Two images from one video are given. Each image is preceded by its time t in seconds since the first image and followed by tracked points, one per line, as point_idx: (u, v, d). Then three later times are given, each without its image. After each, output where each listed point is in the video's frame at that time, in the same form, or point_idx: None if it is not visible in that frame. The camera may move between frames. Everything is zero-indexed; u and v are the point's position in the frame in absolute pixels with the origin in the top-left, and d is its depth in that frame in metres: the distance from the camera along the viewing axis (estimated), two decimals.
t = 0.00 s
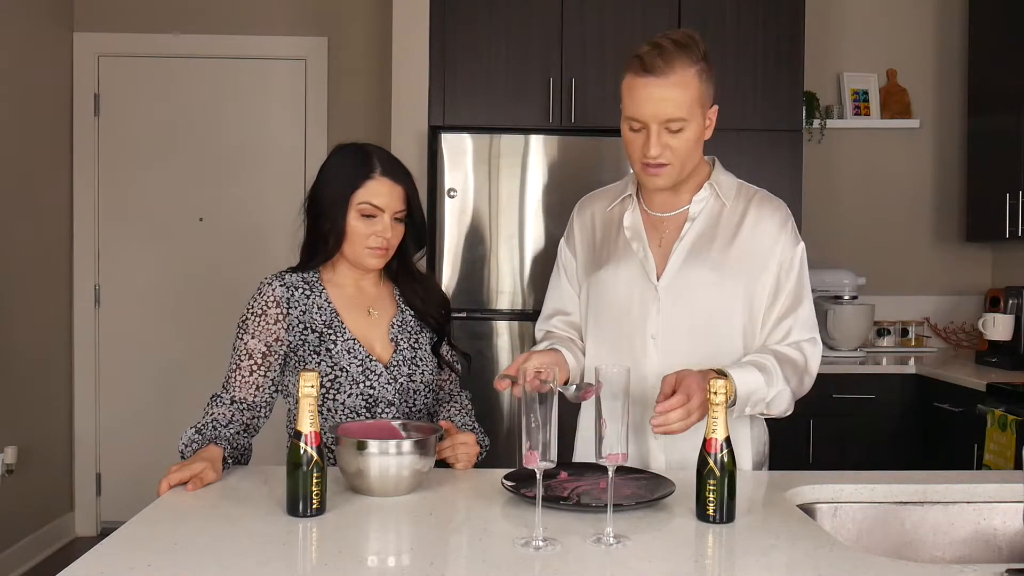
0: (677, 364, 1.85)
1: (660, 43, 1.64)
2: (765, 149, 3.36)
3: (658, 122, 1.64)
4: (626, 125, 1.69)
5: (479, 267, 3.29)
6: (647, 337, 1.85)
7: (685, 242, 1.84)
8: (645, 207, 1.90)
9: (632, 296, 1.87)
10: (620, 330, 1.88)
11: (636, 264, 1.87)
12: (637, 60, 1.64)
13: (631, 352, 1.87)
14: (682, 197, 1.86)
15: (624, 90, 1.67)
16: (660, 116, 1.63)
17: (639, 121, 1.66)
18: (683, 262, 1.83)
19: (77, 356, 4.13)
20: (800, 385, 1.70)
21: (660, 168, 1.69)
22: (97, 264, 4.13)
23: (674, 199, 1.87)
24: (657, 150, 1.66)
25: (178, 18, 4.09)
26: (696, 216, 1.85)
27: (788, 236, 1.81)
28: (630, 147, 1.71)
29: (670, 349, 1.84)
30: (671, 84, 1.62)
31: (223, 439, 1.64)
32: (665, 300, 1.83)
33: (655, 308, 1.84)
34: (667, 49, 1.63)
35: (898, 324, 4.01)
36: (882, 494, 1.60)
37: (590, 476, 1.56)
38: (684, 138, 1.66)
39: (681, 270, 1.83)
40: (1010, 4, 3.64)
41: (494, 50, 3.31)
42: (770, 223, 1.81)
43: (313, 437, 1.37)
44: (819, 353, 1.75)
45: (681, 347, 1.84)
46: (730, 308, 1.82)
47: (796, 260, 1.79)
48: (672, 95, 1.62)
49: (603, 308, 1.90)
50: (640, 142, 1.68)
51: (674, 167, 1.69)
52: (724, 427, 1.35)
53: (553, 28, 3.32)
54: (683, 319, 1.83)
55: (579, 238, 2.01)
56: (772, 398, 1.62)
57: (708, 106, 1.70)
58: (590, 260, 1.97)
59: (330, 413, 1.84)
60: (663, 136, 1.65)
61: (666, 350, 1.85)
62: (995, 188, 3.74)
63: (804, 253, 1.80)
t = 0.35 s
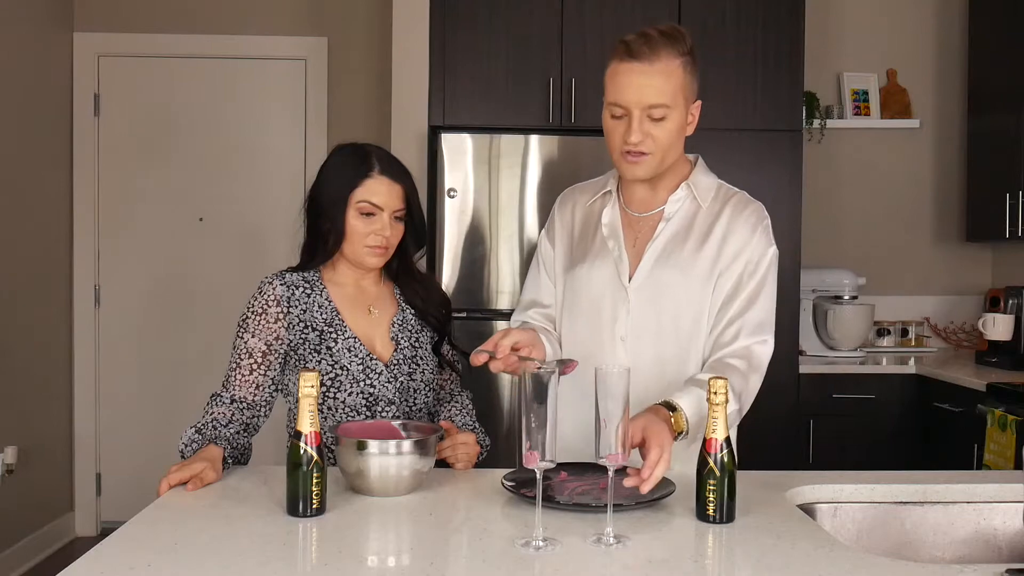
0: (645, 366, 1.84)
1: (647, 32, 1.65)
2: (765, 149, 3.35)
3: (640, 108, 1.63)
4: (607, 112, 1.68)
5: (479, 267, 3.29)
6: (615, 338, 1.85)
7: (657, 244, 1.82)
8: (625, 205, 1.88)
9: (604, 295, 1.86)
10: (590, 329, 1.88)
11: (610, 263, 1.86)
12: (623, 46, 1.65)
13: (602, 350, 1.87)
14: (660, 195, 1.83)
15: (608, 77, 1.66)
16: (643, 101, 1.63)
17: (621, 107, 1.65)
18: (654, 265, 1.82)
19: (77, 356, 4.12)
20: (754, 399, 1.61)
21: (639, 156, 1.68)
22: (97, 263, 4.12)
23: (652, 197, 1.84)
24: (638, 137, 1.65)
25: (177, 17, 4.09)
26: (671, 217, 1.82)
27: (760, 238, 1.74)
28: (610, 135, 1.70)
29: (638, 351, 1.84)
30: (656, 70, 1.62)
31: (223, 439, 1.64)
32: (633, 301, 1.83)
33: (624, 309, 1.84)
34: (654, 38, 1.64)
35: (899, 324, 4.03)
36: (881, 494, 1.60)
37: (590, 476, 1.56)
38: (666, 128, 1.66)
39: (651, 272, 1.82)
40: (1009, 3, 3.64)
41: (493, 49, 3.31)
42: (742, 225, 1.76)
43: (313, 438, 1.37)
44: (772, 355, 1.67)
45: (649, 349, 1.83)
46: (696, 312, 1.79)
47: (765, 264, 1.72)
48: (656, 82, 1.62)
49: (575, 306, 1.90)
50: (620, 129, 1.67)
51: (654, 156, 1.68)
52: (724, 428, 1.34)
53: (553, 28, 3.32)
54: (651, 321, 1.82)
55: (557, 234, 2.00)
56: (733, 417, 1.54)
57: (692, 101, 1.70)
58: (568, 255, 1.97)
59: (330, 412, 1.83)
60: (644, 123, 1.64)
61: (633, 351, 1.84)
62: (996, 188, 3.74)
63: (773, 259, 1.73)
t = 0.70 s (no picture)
0: (643, 368, 1.83)
1: (668, 22, 1.66)
2: (764, 149, 3.36)
3: (660, 93, 1.62)
4: (624, 97, 1.66)
5: (480, 267, 3.29)
6: (616, 338, 1.83)
7: (662, 243, 1.81)
8: (631, 202, 1.88)
9: (607, 293, 1.85)
10: (593, 328, 1.87)
11: (616, 261, 1.84)
12: (643, 33, 1.65)
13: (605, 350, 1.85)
14: (667, 193, 1.83)
15: (627, 63, 1.66)
16: (662, 87, 1.62)
17: (641, 91, 1.64)
18: (659, 265, 1.81)
19: (77, 357, 4.12)
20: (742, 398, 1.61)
21: (654, 144, 1.67)
22: (96, 264, 4.12)
23: (659, 195, 1.84)
24: (656, 122, 1.64)
25: (178, 17, 4.09)
26: (677, 216, 1.82)
27: (763, 241, 1.75)
28: (624, 123, 1.68)
29: (638, 352, 1.83)
30: (677, 56, 1.63)
31: (223, 439, 1.64)
32: (636, 301, 1.81)
33: (628, 309, 1.82)
34: (674, 27, 1.65)
35: (898, 324, 4.03)
36: (882, 494, 1.60)
37: (590, 476, 1.56)
38: (682, 117, 1.65)
39: (656, 272, 1.81)
40: (1009, 4, 3.64)
41: (493, 49, 3.31)
42: (747, 228, 1.76)
43: (313, 437, 1.37)
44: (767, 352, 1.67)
45: (650, 350, 1.82)
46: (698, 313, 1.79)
47: (767, 267, 1.72)
48: (676, 69, 1.62)
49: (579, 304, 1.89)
50: (637, 114, 1.66)
51: (669, 146, 1.67)
52: (724, 428, 1.34)
53: (553, 28, 3.32)
54: (654, 321, 1.81)
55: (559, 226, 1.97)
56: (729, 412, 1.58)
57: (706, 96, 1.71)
58: (571, 251, 1.95)
59: (331, 412, 1.83)
60: (663, 109, 1.63)
61: (634, 352, 1.83)
62: (995, 188, 3.74)
63: (777, 262, 1.73)
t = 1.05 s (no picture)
0: (658, 368, 1.83)
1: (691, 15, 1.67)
2: (764, 149, 3.36)
3: (684, 82, 1.63)
4: (645, 86, 1.66)
5: (480, 267, 3.29)
6: (630, 339, 1.83)
7: (676, 243, 1.81)
8: (646, 200, 1.87)
9: (620, 292, 1.86)
10: (607, 328, 1.87)
11: (630, 260, 1.85)
12: (667, 23, 1.66)
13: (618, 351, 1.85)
14: (680, 192, 1.83)
15: (650, 53, 1.66)
16: (687, 76, 1.62)
17: (664, 80, 1.64)
18: (672, 265, 1.81)
19: (77, 357, 4.12)
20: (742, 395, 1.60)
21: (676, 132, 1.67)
22: (96, 264, 4.12)
23: (673, 194, 1.84)
24: (679, 111, 1.64)
25: (178, 17, 4.09)
26: (690, 215, 1.81)
27: (774, 241, 1.74)
28: (645, 111, 1.68)
29: (653, 352, 1.82)
30: (701, 47, 1.63)
31: (223, 439, 1.64)
32: (650, 301, 1.81)
33: (643, 311, 1.82)
34: (698, 20, 1.65)
35: (898, 324, 4.03)
36: (882, 494, 1.60)
37: (589, 476, 1.56)
38: (705, 107, 1.65)
39: (669, 274, 1.81)
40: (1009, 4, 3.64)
41: (493, 49, 3.31)
42: (759, 229, 1.76)
43: (314, 437, 1.37)
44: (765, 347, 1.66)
45: (662, 351, 1.82)
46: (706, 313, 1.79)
47: (777, 266, 1.72)
48: (701, 59, 1.63)
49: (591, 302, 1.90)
50: (659, 104, 1.65)
51: (690, 135, 1.67)
52: (724, 428, 1.34)
53: (552, 28, 3.32)
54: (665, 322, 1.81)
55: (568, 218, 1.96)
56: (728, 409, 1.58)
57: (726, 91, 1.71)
58: (582, 248, 1.93)
59: (331, 412, 1.83)
60: (686, 99, 1.63)
61: (647, 353, 1.82)
62: (995, 188, 3.74)
63: (785, 263, 1.73)
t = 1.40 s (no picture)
0: (664, 369, 1.83)
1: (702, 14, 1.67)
2: (764, 149, 3.36)
3: (694, 80, 1.63)
4: (656, 84, 1.66)
5: (480, 267, 3.29)
6: (637, 339, 1.84)
7: (685, 242, 1.81)
8: (654, 198, 1.87)
9: (628, 291, 1.87)
10: (613, 327, 1.88)
11: (637, 259, 1.85)
12: (678, 21, 1.66)
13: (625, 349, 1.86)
14: (690, 191, 1.83)
15: (660, 50, 1.66)
16: (698, 75, 1.63)
17: (675, 79, 1.64)
18: (680, 265, 1.81)
19: (77, 356, 4.12)
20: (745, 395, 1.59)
21: (686, 131, 1.67)
22: (96, 263, 4.12)
23: (682, 193, 1.84)
24: (689, 110, 1.63)
25: (178, 17, 4.09)
26: (699, 215, 1.81)
27: (784, 243, 1.73)
28: (655, 109, 1.68)
29: (659, 352, 1.83)
30: (712, 45, 1.63)
31: (223, 439, 1.65)
32: (657, 301, 1.82)
33: (649, 309, 1.83)
34: (710, 19, 1.65)
35: (899, 324, 4.02)
36: (882, 494, 1.60)
37: (589, 476, 1.56)
38: (716, 105, 1.65)
39: (677, 273, 1.81)
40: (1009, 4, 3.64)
41: (493, 49, 3.31)
42: (769, 229, 1.75)
43: (313, 437, 1.37)
44: (768, 351, 1.64)
45: (669, 350, 1.83)
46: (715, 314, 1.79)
47: (785, 268, 1.70)
48: (712, 58, 1.63)
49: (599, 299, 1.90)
50: (670, 102, 1.65)
51: (699, 134, 1.67)
52: (723, 428, 1.35)
53: (552, 28, 3.32)
54: (674, 321, 1.82)
55: (578, 216, 1.96)
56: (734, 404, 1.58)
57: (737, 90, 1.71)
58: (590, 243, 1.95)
59: (330, 412, 1.83)
60: (696, 97, 1.63)
61: (653, 352, 1.83)
62: (995, 188, 3.74)
63: (794, 265, 1.72)
